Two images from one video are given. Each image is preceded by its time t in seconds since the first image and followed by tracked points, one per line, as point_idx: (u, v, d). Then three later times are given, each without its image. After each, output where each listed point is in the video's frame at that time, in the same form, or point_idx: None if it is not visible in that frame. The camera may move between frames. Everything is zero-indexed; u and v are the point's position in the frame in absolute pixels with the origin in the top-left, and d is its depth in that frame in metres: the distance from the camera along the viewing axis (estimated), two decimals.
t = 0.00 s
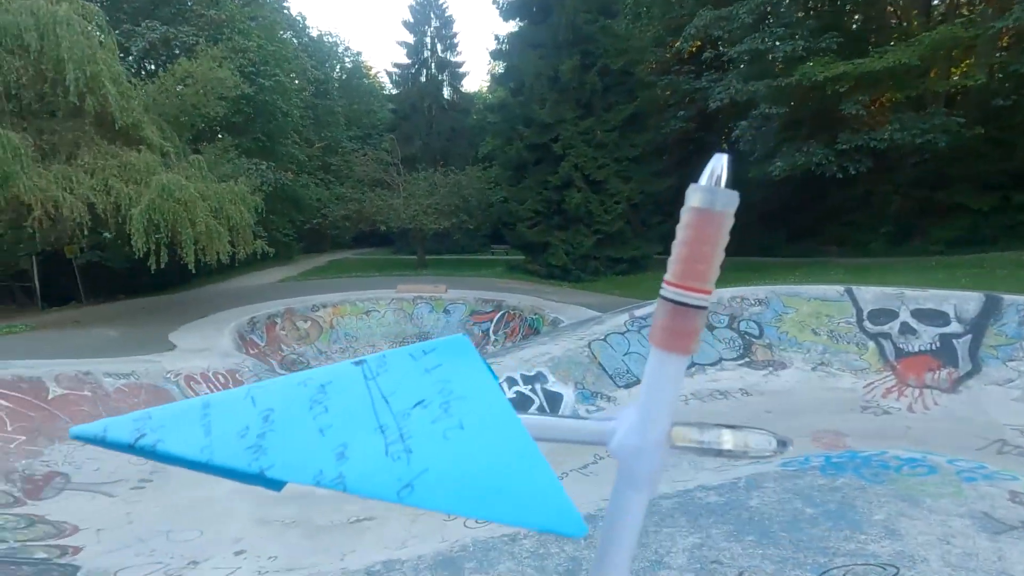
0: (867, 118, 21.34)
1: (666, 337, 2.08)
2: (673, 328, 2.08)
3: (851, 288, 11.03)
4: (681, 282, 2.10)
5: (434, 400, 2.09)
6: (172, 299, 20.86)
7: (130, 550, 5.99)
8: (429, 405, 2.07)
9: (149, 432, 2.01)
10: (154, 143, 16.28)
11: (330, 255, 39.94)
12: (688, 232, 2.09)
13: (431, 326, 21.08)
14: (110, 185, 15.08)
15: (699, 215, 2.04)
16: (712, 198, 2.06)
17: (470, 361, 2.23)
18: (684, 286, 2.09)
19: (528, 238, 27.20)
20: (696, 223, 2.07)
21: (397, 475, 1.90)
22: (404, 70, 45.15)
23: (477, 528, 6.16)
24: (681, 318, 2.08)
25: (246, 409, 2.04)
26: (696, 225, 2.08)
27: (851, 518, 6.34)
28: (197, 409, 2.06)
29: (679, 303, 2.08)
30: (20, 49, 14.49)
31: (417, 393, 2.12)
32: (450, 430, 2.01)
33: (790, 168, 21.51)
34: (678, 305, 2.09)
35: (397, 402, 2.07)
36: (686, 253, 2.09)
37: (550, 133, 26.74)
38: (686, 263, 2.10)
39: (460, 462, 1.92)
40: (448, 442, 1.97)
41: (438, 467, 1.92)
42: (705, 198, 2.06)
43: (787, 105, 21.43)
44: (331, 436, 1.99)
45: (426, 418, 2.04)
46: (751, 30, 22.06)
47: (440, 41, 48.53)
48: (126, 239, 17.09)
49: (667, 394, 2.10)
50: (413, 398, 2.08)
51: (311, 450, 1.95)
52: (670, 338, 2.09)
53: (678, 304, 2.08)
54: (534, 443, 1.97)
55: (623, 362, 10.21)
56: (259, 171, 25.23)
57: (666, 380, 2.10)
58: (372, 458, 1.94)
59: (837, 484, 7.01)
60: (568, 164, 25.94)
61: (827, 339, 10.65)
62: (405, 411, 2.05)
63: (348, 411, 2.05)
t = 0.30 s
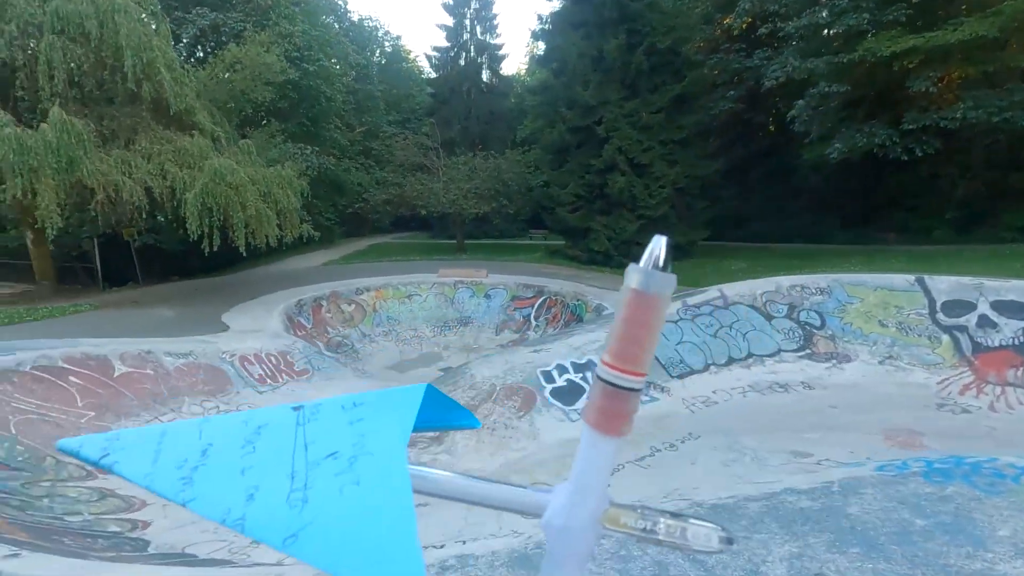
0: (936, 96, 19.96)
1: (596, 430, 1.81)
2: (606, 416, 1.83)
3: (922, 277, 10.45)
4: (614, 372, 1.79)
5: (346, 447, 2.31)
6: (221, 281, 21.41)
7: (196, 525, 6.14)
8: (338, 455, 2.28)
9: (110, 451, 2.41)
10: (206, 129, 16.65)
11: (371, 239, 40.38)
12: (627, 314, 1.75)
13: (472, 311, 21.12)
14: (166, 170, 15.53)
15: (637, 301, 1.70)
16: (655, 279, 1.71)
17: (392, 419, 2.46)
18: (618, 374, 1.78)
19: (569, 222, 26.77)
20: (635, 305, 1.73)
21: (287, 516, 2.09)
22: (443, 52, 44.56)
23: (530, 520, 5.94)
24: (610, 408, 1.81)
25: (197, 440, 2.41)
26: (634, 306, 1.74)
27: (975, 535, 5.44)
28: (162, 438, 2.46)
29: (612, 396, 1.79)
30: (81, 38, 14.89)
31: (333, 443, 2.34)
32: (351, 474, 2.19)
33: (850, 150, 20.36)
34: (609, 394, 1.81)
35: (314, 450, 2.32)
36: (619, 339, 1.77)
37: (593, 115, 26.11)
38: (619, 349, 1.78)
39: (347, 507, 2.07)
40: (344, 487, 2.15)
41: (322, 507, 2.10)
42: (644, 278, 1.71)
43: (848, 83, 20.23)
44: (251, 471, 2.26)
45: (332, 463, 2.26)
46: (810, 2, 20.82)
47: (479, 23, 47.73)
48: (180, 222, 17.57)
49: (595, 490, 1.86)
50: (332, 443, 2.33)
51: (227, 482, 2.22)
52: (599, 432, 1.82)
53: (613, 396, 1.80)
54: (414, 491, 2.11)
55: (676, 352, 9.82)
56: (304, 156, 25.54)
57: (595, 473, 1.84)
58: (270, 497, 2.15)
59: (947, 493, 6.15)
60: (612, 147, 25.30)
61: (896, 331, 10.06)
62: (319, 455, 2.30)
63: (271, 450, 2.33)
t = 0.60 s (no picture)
0: (1014, 71, 18.52)
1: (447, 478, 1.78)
2: (459, 465, 1.79)
3: (1001, 267, 10.06)
4: (469, 426, 1.74)
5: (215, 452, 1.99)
6: (266, 264, 21.84)
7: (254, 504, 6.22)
8: (203, 461, 1.96)
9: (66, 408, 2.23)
10: (252, 113, 16.88)
11: (408, 224, 40.60)
12: (481, 371, 1.70)
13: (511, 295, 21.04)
14: (214, 154, 15.83)
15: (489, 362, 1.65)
16: (508, 340, 1.65)
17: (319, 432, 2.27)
18: (473, 428, 1.74)
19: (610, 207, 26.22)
20: (488, 365, 1.68)
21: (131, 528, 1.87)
22: (481, 35, 44.07)
23: (587, 509, 5.77)
24: (463, 460, 1.77)
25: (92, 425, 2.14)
26: (490, 363, 1.69)
27: None
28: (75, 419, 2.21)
29: (464, 448, 1.76)
30: (135, 24, 15.20)
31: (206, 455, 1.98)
32: (216, 486, 1.90)
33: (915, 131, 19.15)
34: (463, 446, 1.77)
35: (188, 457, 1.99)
36: (473, 395, 1.72)
37: (636, 97, 25.37)
38: (477, 404, 1.73)
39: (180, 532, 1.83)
40: (193, 502, 1.88)
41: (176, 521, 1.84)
42: (498, 339, 1.64)
43: (915, 58, 18.95)
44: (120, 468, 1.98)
45: (195, 470, 1.96)
46: None
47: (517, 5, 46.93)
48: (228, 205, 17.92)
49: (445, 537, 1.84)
50: (202, 445, 2.00)
51: (96, 476, 1.97)
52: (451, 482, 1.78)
53: (464, 447, 1.77)
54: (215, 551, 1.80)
55: (731, 341, 9.45)
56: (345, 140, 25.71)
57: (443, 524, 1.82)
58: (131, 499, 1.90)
59: None
60: (656, 130, 24.55)
61: (971, 323, 9.55)
62: (187, 458, 1.99)
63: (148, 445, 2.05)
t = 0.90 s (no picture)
0: None
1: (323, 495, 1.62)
2: (338, 483, 1.62)
3: None
4: (351, 440, 1.59)
5: (95, 449, 1.81)
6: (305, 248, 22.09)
7: (306, 489, 6.19)
8: (77, 458, 1.79)
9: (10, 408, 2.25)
10: (293, 98, 16.92)
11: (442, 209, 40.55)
12: (368, 382, 1.55)
13: (548, 282, 20.80)
14: (258, 138, 15.94)
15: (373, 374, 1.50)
16: (398, 350, 1.52)
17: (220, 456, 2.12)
18: (355, 443, 1.58)
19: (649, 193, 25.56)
20: (374, 376, 1.53)
21: None
22: (516, 17, 43.32)
23: (647, 506, 5.51)
24: (343, 476, 1.61)
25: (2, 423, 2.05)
26: (378, 373, 1.55)
27: None
28: None
29: (345, 463, 1.60)
30: (181, 9, 15.39)
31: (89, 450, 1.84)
32: (75, 485, 1.69)
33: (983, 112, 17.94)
34: (345, 460, 1.61)
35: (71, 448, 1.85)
36: (358, 407, 1.57)
37: (679, 79, 24.53)
38: (361, 418, 1.59)
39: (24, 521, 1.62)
40: (50, 494, 1.68)
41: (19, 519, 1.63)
42: (387, 349, 1.51)
43: (987, 33, 17.68)
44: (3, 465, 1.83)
45: (66, 469, 1.77)
46: None
47: None
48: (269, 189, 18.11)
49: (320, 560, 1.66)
50: (85, 444, 1.83)
51: None
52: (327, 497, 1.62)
53: (345, 463, 1.61)
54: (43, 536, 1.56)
55: (788, 333, 9.03)
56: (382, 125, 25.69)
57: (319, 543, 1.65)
58: None
59: None
60: (699, 113, 23.74)
61: None
62: (64, 456, 1.83)
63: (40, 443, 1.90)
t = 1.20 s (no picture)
0: None
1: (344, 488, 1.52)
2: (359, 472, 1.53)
3: None
4: (378, 436, 1.49)
5: (137, 408, 1.69)
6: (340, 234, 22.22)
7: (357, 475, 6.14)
8: (120, 414, 1.66)
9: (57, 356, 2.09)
10: (330, 83, 16.87)
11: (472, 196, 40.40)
12: (402, 378, 1.46)
13: (582, 271, 20.51)
14: (296, 124, 15.96)
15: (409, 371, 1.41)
16: (441, 346, 1.43)
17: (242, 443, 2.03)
18: (381, 438, 1.49)
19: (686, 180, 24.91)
20: (409, 372, 1.44)
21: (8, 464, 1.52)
22: None
23: (709, 505, 5.30)
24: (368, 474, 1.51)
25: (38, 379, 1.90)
26: (413, 371, 1.46)
27: None
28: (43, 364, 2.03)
29: (370, 459, 1.51)
30: None
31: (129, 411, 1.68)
32: (118, 438, 1.57)
33: None
34: (367, 455, 1.51)
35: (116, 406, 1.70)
36: (388, 402, 1.48)
37: (720, 61, 23.72)
38: (390, 414, 1.49)
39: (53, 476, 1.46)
40: (88, 450, 1.53)
41: (50, 469, 1.49)
42: (427, 348, 1.42)
43: None
44: (40, 418, 1.68)
45: (108, 424, 1.64)
46: None
47: None
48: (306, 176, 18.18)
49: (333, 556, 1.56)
50: (129, 401, 1.71)
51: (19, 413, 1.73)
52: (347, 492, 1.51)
53: (370, 459, 1.51)
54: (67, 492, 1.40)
55: (847, 326, 8.64)
56: (415, 111, 25.55)
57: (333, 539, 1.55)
58: (28, 444, 1.59)
59: None
60: (740, 97, 22.94)
61: None
62: (106, 415, 1.68)
63: (79, 398, 1.76)
